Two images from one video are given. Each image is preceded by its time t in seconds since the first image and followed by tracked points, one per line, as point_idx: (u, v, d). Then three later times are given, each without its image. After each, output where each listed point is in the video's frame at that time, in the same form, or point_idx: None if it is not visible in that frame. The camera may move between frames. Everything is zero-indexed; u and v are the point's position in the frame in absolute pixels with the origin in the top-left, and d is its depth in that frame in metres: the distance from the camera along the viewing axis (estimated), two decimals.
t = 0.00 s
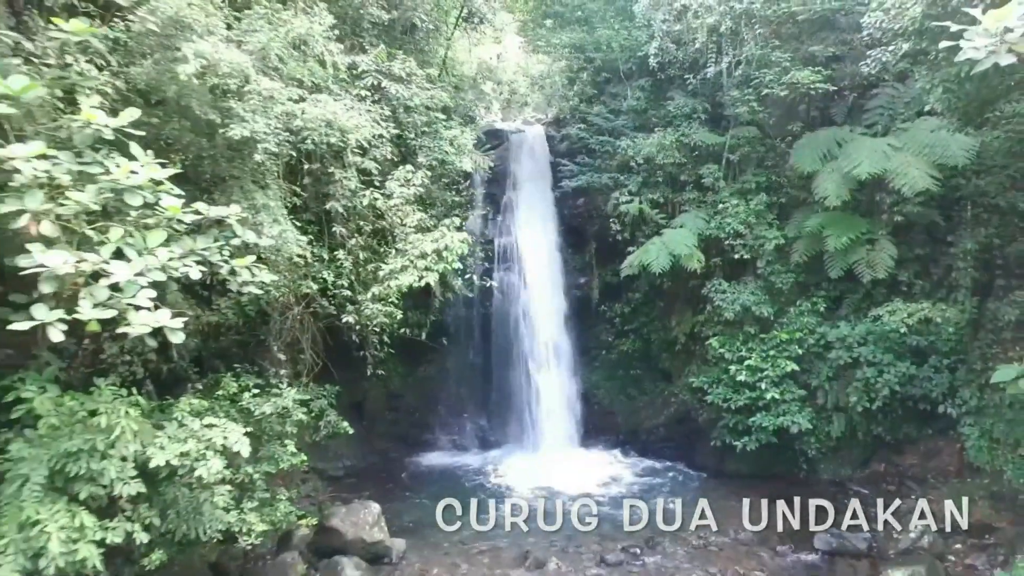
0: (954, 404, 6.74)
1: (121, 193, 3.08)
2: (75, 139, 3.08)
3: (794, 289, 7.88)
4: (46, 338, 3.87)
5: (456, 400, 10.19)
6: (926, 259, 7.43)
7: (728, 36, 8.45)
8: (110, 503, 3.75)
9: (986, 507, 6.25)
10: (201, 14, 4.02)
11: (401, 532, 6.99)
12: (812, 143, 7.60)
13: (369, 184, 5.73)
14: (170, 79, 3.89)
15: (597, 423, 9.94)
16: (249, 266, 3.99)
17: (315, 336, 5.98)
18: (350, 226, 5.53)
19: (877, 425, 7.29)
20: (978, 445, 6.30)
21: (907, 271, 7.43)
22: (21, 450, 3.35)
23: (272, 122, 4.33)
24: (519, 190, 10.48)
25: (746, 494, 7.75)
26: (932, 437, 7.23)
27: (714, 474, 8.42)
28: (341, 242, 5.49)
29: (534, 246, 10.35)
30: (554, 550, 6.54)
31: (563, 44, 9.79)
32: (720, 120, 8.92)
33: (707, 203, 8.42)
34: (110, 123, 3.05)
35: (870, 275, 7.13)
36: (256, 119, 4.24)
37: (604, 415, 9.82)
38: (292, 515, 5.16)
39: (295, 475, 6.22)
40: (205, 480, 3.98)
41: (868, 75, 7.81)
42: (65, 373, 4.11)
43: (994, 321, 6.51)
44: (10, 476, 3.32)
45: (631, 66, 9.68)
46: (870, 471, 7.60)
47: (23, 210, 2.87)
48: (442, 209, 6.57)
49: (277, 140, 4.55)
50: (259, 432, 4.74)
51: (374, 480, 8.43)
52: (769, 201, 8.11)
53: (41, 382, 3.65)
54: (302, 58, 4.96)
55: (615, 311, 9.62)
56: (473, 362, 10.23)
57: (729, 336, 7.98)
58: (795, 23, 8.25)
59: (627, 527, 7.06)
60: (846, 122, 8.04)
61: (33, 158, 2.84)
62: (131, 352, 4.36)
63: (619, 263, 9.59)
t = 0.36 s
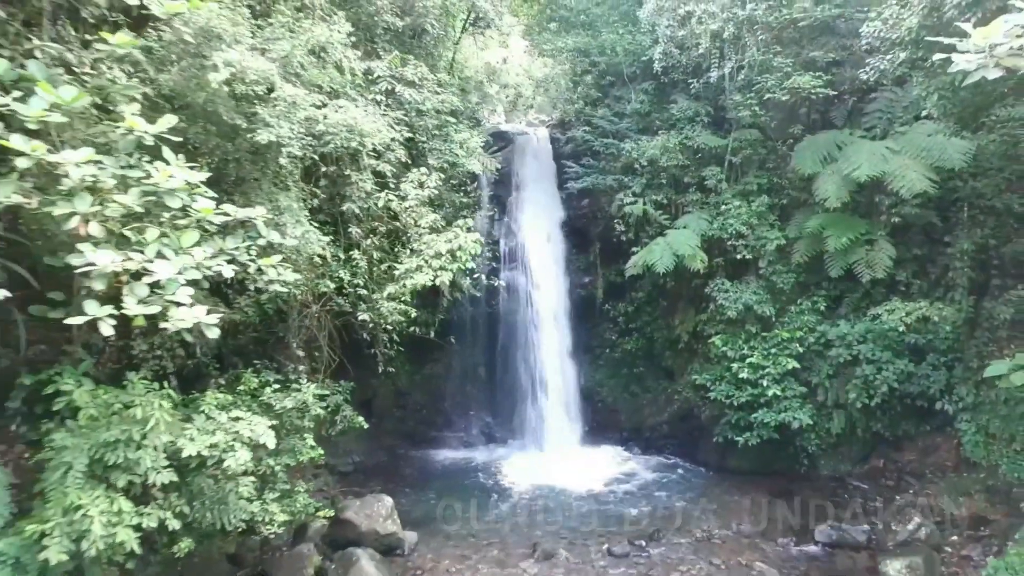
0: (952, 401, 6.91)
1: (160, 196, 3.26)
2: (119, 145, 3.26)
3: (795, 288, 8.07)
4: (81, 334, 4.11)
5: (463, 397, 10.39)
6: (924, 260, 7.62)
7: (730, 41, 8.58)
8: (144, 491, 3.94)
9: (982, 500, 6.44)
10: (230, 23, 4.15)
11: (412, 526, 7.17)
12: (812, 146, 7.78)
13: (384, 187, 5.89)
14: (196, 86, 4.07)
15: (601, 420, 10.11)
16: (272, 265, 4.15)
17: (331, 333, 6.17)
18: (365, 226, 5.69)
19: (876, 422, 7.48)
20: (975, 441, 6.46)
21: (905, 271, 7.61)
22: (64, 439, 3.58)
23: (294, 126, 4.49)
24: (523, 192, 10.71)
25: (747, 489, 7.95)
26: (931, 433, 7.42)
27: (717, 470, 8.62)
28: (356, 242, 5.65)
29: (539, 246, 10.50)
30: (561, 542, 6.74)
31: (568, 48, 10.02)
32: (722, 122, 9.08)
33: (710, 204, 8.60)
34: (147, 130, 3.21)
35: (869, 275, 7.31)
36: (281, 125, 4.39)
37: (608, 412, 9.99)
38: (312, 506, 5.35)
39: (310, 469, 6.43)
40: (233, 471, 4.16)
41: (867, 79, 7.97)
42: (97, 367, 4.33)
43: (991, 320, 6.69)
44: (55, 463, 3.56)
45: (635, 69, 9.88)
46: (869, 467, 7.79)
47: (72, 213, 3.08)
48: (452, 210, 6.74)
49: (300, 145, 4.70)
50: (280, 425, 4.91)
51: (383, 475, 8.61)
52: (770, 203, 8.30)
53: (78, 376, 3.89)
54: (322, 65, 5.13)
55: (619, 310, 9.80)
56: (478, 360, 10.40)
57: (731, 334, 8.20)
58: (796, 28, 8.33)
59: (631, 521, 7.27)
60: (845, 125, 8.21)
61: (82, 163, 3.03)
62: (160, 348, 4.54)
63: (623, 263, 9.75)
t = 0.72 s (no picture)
0: (949, 397, 7.11)
1: (201, 198, 3.46)
2: (163, 150, 3.47)
3: (796, 288, 8.28)
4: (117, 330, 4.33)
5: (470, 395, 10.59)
6: (922, 260, 7.83)
7: (734, 46, 8.75)
8: (179, 479, 4.15)
9: (978, 493, 6.64)
10: (260, 32, 4.31)
11: (423, 518, 7.38)
12: (813, 149, 7.99)
13: (399, 188, 6.07)
14: (224, 92, 4.15)
15: (606, 417, 10.32)
16: (300, 264, 4.33)
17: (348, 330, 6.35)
18: (381, 227, 5.88)
19: (875, 417, 7.68)
20: (971, 435, 6.64)
21: (904, 271, 7.83)
22: (108, 428, 3.81)
23: (320, 132, 4.66)
24: (530, 192, 10.88)
25: (750, 484, 8.16)
26: (929, 429, 7.62)
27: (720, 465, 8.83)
28: (373, 242, 5.83)
29: (545, 245, 10.71)
30: (571, 533, 6.95)
31: (574, 52, 10.23)
32: (725, 125, 9.29)
33: (714, 206, 8.81)
34: (192, 135, 3.42)
35: (869, 274, 7.51)
36: (308, 130, 4.57)
37: (612, 410, 10.20)
38: (332, 497, 5.56)
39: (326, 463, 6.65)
40: (262, 460, 4.36)
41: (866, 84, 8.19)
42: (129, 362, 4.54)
43: (987, 318, 6.89)
44: (99, 450, 3.79)
45: (640, 73, 10.08)
46: (869, 462, 7.99)
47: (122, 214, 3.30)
48: (463, 211, 6.94)
49: (325, 148, 4.88)
50: (303, 418, 5.11)
51: (393, 470, 8.81)
52: (772, 204, 8.51)
53: (116, 370, 4.12)
54: (342, 72, 5.32)
55: (623, 309, 10.01)
56: (486, 358, 10.58)
57: (734, 333, 8.40)
58: (798, 33, 8.63)
59: (637, 515, 7.46)
60: (846, 129, 8.41)
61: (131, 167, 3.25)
62: (190, 343, 4.71)
63: (628, 263, 9.97)
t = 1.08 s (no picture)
0: (947, 392, 7.32)
1: (243, 198, 3.69)
2: (207, 154, 3.70)
3: (798, 286, 8.50)
4: (153, 325, 4.60)
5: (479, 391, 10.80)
6: (921, 259, 8.04)
7: (739, 51, 8.94)
8: (214, 466, 4.39)
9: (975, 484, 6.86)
10: (290, 40, 4.44)
11: (437, 509, 7.62)
12: (815, 151, 8.21)
13: (417, 190, 6.26)
14: (254, 98, 4.30)
15: (611, 413, 10.54)
16: (329, 261, 4.53)
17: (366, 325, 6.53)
18: (400, 226, 6.07)
19: (875, 412, 7.91)
20: (968, 429, 6.85)
21: (903, 270, 8.04)
22: (151, 416, 4.06)
23: (346, 135, 4.83)
24: (537, 193, 11.12)
25: (753, 477, 8.39)
26: (927, 424, 7.84)
27: (724, 459, 9.06)
28: (392, 241, 6.00)
29: (551, 245, 10.95)
30: (581, 523, 7.18)
31: (581, 55, 10.47)
32: (729, 128, 9.51)
33: (718, 206, 9.03)
34: (235, 139, 3.66)
35: (870, 273, 7.73)
36: (336, 133, 4.71)
37: (617, 406, 10.42)
38: (353, 486, 5.78)
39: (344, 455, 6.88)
40: (292, 448, 4.59)
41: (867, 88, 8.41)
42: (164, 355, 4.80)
43: (985, 315, 7.10)
44: (143, 437, 4.03)
45: (646, 77, 10.31)
46: (869, 456, 8.21)
47: (171, 214, 3.53)
48: (476, 211, 7.14)
49: (351, 151, 5.03)
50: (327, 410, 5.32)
51: (405, 464, 9.03)
52: (774, 205, 8.74)
53: (154, 362, 4.35)
54: (365, 78, 5.51)
55: (629, 307, 10.24)
56: (494, 355, 10.81)
57: (738, 330, 8.62)
58: (801, 38, 8.81)
59: (644, 507, 7.68)
60: (847, 131, 8.62)
61: (179, 169, 3.49)
62: (222, 337, 4.92)
63: (634, 263, 10.20)
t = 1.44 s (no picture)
0: (947, 388, 7.52)
1: (280, 199, 3.90)
2: (246, 156, 3.92)
3: (801, 285, 8.71)
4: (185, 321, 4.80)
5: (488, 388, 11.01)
6: (921, 259, 8.24)
7: (744, 55, 9.18)
8: (247, 455, 4.60)
9: (973, 477, 7.07)
10: (317, 47, 4.55)
11: (449, 502, 7.83)
12: (818, 153, 8.41)
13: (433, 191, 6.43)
14: (285, 102, 4.47)
15: (617, 410, 10.74)
16: (355, 259, 4.69)
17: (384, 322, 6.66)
18: (417, 226, 6.23)
19: (876, 408, 8.12)
20: (967, 424, 7.03)
21: (904, 269, 8.23)
22: (189, 406, 4.27)
23: (371, 137, 4.96)
24: (544, 194, 11.27)
25: (757, 472, 8.60)
26: (927, 420, 8.05)
27: (728, 454, 9.27)
28: (409, 240, 6.15)
29: (559, 245, 11.11)
30: (591, 515, 7.38)
31: (588, 59, 10.67)
32: (733, 130, 9.70)
33: (723, 207, 9.23)
34: (272, 142, 3.86)
35: (871, 272, 7.93)
36: (362, 136, 4.80)
37: (623, 403, 10.63)
38: (373, 477, 5.99)
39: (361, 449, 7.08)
40: (319, 439, 4.79)
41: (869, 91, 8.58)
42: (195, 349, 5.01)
43: (984, 313, 7.30)
44: (182, 426, 4.25)
45: (652, 80, 10.49)
46: (871, 451, 8.42)
47: (213, 214, 3.74)
48: (489, 211, 7.34)
49: (375, 153, 5.11)
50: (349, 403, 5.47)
51: (416, 459, 9.23)
52: (778, 206, 8.94)
53: (190, 356, 4.57)
54: (386, 83, 5.66)
55: (635, 305, 10.45)
56: (502, 353, 11.00)
57: (742, 327, 8.83)
58: (802, 43, 8.84)
59: (651, 500, 7.88)
60: (848, 133, 8.81)
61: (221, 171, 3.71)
62: (251, 332, 5.14)
63: (640, 262, 10.44)
